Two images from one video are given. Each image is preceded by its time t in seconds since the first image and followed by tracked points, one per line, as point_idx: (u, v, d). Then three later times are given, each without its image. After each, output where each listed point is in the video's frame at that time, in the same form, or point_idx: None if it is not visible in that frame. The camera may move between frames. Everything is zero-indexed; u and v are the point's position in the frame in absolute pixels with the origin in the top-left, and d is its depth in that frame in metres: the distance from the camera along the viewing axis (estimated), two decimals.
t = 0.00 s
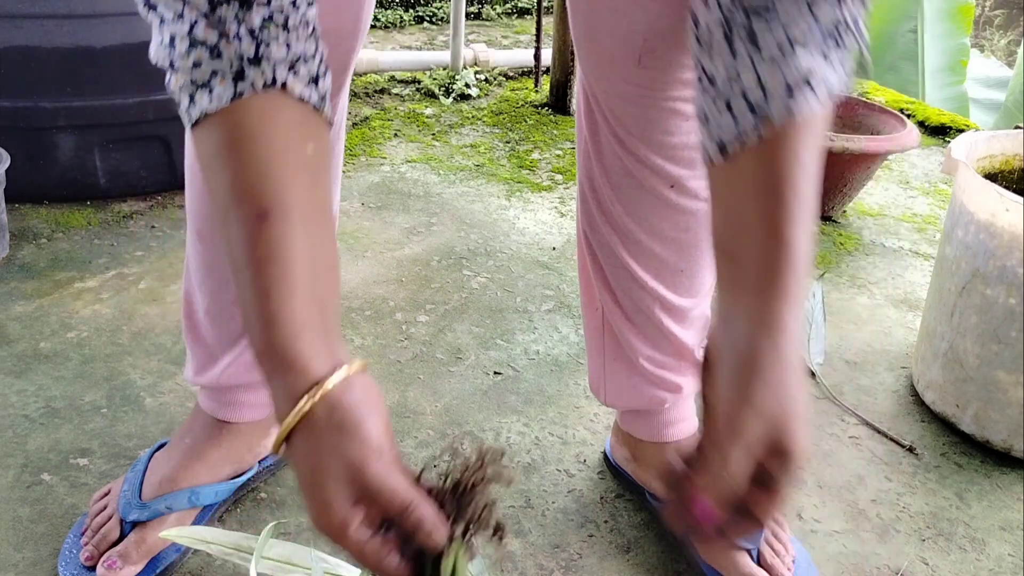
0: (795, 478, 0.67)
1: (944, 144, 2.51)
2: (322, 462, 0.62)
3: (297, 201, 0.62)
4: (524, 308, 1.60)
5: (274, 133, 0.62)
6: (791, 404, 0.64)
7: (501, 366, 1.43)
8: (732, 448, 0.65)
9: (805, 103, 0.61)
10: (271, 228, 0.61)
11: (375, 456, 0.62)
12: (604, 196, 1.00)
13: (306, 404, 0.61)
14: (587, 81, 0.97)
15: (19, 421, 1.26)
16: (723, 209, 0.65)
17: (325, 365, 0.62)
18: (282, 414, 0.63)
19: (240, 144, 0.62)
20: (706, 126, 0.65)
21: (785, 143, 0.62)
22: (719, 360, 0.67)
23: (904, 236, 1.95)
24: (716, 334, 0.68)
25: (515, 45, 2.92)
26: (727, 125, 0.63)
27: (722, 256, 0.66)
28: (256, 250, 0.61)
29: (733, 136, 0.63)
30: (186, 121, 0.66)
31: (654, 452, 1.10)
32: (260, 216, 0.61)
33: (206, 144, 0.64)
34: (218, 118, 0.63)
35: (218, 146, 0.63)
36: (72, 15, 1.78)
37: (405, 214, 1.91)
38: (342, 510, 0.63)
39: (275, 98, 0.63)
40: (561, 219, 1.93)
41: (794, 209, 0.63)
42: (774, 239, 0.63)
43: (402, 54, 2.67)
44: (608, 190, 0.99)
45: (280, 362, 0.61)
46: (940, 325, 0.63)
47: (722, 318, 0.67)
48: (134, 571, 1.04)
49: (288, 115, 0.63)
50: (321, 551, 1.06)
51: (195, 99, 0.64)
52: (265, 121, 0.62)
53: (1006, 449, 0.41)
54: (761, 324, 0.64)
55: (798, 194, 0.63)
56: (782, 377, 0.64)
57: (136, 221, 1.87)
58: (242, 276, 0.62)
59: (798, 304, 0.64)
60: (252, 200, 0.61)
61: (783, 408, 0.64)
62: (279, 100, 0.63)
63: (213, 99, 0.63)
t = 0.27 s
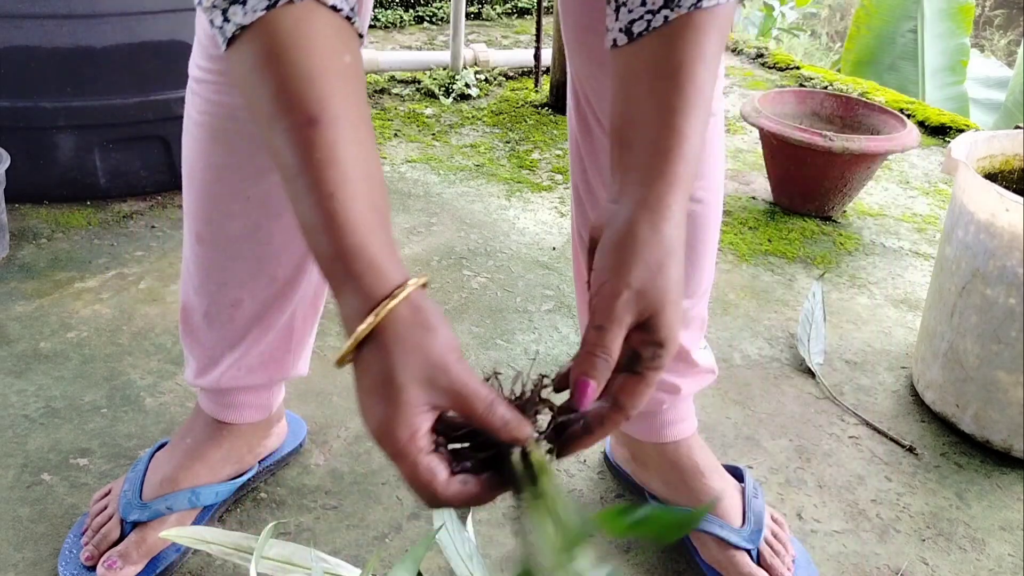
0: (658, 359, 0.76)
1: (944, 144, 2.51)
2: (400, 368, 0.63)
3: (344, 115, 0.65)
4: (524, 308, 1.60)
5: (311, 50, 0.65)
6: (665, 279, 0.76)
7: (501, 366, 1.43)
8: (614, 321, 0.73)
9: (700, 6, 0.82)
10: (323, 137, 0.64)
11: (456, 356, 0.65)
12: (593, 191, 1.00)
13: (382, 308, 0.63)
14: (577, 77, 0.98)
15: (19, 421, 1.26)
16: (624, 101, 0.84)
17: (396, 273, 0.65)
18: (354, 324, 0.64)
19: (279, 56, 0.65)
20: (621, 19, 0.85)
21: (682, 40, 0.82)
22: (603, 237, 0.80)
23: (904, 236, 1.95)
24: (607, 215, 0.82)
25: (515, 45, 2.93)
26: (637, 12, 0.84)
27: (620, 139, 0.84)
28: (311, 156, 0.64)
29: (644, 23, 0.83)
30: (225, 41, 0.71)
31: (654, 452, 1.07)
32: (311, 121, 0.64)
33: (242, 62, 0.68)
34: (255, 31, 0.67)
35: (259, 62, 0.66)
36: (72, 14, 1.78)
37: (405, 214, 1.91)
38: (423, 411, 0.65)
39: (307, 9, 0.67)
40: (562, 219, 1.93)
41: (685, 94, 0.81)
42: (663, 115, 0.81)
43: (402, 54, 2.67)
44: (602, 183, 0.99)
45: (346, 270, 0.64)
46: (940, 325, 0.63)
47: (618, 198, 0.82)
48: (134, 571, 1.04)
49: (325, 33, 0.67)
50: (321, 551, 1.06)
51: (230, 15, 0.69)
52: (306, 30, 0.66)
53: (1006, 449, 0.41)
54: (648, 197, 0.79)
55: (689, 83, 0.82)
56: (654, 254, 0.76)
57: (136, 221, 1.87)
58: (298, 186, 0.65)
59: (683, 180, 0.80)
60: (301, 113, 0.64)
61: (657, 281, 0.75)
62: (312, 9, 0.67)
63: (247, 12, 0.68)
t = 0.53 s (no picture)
0: (681, 408, 0.77)
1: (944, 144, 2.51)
2: (439, 396, 0.64)
3: (366, 144, 0.64)
4: (524, 308, 1.60)
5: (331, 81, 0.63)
6: (686, 333, 0.75)
7: (501, 366, 1.43)
8: (632, 373, 0.73)
9: (728, 53, 0.79)
10: (348, 166, 0.62)
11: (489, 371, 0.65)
12: (591, 198, 1.01)
13: (412, 337, 0.62)
14: (578, 82, 0.98)
15: (19, 421, 1.26)
16: (637, 134, 0.81)
17: (420, 298, 0.64)
18: (388, 352, 0.64)
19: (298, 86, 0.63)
20: (640, 58, 0.82)
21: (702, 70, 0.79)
22: (621, 290, 0.78)
23: (904, 236, 1.95)
24: (620, 267, 0.80)
25: (515, 45, 2.92)
26: (659, 56, 0.80)
27: (633, 174, 0.81)
28: (334, 187, 0.62)
29: (665, 65, 0.79)
30: (239, 78, 0.68)
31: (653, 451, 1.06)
32: (335, 154, 0.62)
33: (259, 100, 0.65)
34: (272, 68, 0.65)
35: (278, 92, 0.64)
36: (72, 14, 1.78)
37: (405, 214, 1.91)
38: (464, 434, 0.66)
39: (326, 41, 0.65)
40: (562, 219, 1.93)
41: (701, 128, 0.79)
42: (677, 149, 0.78)
43: (402, 54, 2.67)
44: (601, 188, 0.99)
45: (373, 295, 0.63)
46: (940, 324, 0.63)
47: (633, 250, 0.80)
48: (134, 572, 1.04)
49: (346, 61, 0.65)
50: (321, 551, 1.06)
51: (247, 53, 0.66)
52: (326, 59, 0.64)
53: (1006, 449, 0.41)
54: (669, 242, 0.78)
55: (706, 117, 0.79)
56: (678, 311, 0.75)
57: (135, 221, 1.87)
58: (322, 217, 0.63)
59: (700, 222, 0.79)
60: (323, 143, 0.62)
61: (678, 336, 0.75)
62: (329, 41, 0.65)
63: (265, 49, 0.65)
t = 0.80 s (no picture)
0: (676, 423, 0.79)
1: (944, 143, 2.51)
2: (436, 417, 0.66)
3: (355, 167, 0.65)
4: (524, 308, 1.60)
5: (321, 105, 0.64)
6: (683, 347, 0.76)
7: (500, 366, 1.43)
8: (624, 384, 0.74)
9: (726, 62, 0.80)
10: (339, 193, 0.63)
11: (481, 386, 0.68)
12: (593, 198, 1.01)
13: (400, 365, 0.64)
14: (580, 82, 0.98)
15: (19, 421, 1.26)
16: (636, 143, 0.82)
17: (405, 324, 0.66)
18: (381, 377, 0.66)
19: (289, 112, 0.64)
20: (637, 66, 0.82)
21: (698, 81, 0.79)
22: (621, 303, 0.80)
23: (904, 236, 1.95)
24: (620, 282, 0.82)
25: (515, 45, 2.93)
26: (656, 64, 0.80)
27: (634, 184, 0.82)
28: (324, 215, 0.63)
29: (663, 75, 0.80)
30: (231, 99, 0.68)
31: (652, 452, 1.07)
32: (325, 182, 0.63)
33: (253, 124, 0.66)
34: (264, 94, 0.66)
35: (268, 119, 0.65)
36: (72, 14, 1.78)
37: (405, 214, 1.91)
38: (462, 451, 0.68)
39: (318, 65, 0.65)
40: (562, 219, 1.93)
41: (700, 138, 0.79)
42: (676, 160, 0.79)
43: (402, 54, 2.67)
44: (601, 188, 0.99)
45: (362, 323, 0.64)
46: (941, 324, 0.63)
47: (632, 264, 0.81)
48: (134, 571, 1.04)
49: (337, 83, 0.66)
50: (321, 551, 1.06)
51: (240, 75, 0.67)
52: (315, 85, 0.65)
53: (1006, 449, 0.41)
54: (666, 257, 0.79)
55: (705, 127, 0.79)
56: (675, 324, 0.76)
57: (136, 221, 1.87)
58: (310, 244, 0.64)
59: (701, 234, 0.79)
60: (310, 173, 0.63)
61: (674, 349, 0.76)
62: (321, 65, 0.66)
63: (258, 73, 0.66)
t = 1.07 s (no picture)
0: (690, 430, 0.76)
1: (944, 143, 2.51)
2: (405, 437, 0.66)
3: (351, 187, 0.65)
4: (524, 308, 1.60)
5: (319, 121, 0.65)
6: (690, 355, 0.74)
7: (500, 366, 1.43)
8: (638, 399, 0.71)
9: (725, 70, 0.80)
10: (331, 215, 0.64)
11: (454, 419, 0.65)
12: (593, 201, 1.01)
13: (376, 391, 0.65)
14: (580, 85, 0.98)
15: (19, 421, 1.26)
16: (635, 148, 0.81)
17: (391, 345, 0.66)
18: (358, 400, 0.67)
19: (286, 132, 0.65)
20: (636, 70, 0.82)
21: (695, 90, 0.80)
22: (623, 316, 0.77)
23: (904, 236, 1.95)
24: (619, 296, 0.80)
25: (515, 45, 2.93)
26: (656, 70, 0.81)
27: (632, 188, 0.81)
28: (317, 240, 0.64)
29: (663, 80, 0.80)
30: (232, 118, 0.70)
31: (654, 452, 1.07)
32: (318, 206, 0.64)
33: (254, 143, 0.67)
34: (263, 115, 0.67)
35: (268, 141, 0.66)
36: (72, 14, 1.78)
37: (405, 214, 1.91)
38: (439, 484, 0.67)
39: (317, 86, 0.67)
40: (562, 219, 1.93)
41: (699, 145, 0.79)
42: (675, 164, 0.78)
43: (402, 54, 2.67)
44: (601, 190, 0.99)
45: (349, 347, 0.65)
46: (941, 325, 0.63)
47: (630, 274, 0.79)
48: (134, 571, 1.04)
49: (336, 101, 0.67)
50: (321, 551, 1.06)
51: (240, 96, 0.68)
52: (315, 105, 0.66)
53: (1006, 449, 0.41)
54: (664, 265, 0.77)
55: (703, 133, 0.79)
56: (681, 333, 0.74)
57: (136, 221, 1.87)
58: (304, 268, 0.66)
59: (701, 243, 0.78)
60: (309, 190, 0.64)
61: (682, 357, 0.74)
62: (321, 87, 0.67)
63: (258, 94, 0.67)
